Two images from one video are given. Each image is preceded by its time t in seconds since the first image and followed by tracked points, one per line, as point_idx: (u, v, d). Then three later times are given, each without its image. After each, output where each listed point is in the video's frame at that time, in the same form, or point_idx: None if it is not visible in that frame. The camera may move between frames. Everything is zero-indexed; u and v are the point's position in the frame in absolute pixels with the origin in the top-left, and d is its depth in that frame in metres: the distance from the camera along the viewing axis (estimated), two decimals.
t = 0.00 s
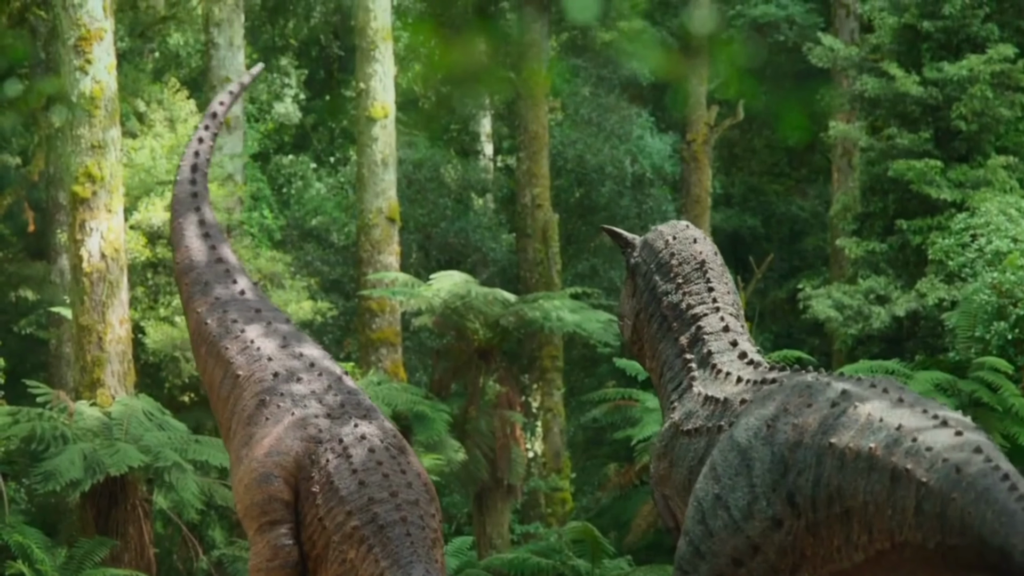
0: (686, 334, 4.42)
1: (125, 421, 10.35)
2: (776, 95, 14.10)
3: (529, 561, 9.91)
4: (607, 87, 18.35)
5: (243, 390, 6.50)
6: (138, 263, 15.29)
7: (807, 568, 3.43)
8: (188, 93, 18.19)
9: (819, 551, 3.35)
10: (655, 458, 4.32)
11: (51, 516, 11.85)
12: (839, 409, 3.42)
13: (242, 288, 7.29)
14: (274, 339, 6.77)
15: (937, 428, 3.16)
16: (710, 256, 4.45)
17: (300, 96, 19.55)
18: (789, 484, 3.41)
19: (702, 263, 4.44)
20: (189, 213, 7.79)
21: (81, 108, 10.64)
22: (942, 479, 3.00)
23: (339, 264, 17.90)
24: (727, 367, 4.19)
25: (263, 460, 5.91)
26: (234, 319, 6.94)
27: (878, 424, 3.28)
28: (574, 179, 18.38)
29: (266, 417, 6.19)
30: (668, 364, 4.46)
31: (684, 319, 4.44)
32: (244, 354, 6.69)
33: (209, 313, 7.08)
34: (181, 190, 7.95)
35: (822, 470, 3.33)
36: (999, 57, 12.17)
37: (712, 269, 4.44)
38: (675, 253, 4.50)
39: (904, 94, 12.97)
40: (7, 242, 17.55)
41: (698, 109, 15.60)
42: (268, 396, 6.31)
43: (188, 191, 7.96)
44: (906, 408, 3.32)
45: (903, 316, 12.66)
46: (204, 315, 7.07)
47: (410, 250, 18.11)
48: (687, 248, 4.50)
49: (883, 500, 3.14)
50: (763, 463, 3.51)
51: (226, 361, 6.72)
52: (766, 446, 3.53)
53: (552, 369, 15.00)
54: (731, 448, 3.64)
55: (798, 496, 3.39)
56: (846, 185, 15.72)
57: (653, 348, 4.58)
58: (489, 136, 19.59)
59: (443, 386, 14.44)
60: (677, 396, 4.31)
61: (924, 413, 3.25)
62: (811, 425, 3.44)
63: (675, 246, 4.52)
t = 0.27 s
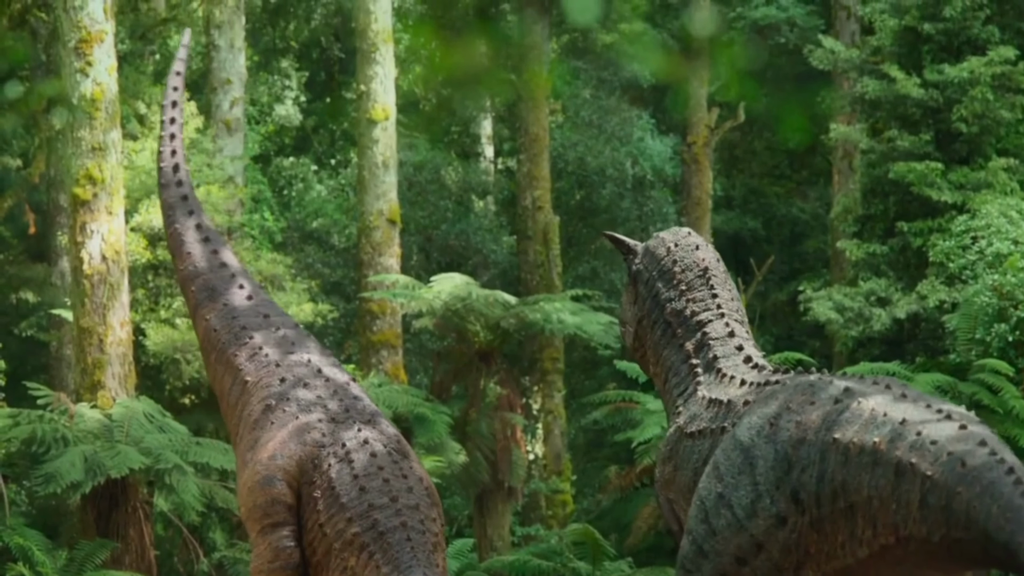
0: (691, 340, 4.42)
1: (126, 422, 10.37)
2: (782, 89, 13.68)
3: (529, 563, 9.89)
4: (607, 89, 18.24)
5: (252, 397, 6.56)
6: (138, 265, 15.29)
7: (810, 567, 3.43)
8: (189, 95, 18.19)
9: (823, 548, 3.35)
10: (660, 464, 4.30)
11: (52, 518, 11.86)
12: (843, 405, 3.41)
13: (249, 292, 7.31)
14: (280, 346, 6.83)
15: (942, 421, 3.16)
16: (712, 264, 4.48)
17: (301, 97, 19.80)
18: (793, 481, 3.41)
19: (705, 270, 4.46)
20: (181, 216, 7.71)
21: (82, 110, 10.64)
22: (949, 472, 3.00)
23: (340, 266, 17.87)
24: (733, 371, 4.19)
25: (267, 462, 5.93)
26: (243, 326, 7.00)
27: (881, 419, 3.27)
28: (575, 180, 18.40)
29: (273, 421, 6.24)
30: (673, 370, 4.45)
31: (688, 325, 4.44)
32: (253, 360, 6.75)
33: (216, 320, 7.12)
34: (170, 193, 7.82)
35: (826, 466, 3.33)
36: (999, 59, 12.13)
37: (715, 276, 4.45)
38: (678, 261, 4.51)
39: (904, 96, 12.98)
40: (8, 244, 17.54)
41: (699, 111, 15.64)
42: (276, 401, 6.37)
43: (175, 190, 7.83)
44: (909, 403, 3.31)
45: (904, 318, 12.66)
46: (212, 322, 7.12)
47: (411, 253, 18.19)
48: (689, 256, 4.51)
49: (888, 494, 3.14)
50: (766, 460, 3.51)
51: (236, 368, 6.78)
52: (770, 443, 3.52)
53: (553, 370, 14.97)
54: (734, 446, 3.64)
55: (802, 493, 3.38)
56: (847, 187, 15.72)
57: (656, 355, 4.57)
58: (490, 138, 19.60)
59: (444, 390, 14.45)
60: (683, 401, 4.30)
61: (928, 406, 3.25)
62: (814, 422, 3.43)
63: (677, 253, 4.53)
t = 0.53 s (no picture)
0: (694, 347, 4.42)
1: (126, 423, 10.38)
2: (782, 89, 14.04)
3: (530, 564, 9.88)
4: (607, 90, 18.27)
5: (257, 398, 6.58)
6: (139, 266, 15.28)
7: (811, 567, 3.42)
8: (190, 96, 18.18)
9: (825, 547, 3.34)
10: (662, 468, 4.30)
11: (52, 518, 11.85)
12: (845, 404, 3.41)
13: (256, 294, 7.30)
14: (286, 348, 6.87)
15: (945, 417, 3.16)
16: (715, 268, 4.46)
17: (302, 98, 19.78)
18: (795, 480, 3.40)
19: (707, 274, 4.44)
20: (179, 217, 7.66)
21: (83, 111, 10.64)
22: (953, 466, 3.00)
23: (340, 266, 17.84)
24: (736, 375, 4.19)
25: (266, 462, 5.93)
26: (249, 328, 7.01)
27: (884, 416, 3.27)
28: (576, 181, 18.38)
29: (275, 421, 6.25)
30: (677, 376, 4.45)
31: (691, 331, 4.44)
32: (259, 363, 6.78)
33: (222, 322, 7.13)
34: (164, 194, 7.74)
35: (827, 465, 3.33)
36: (1000, 60, 12.15)
37: (718, 280, 4.43)
38: (680, 264, 4.48)
39: (905, 97, 12.99)
40: (9, 245, 17.51)
41: (699, 112, 15.67)
42: (279, 401, 6.39)
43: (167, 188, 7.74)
44: (912, 401, 3.31)
45: (904, 319, 12.65)
46: (218, 324, 7.13)
47: (412, 253, 18.20)
48: (691, 259, 4.48)
49: (890, 489, 3.13)
50: (768, 459, 3.50)
51: (243, 371, 6.81)
52: (771, 443, 3.52)
53: (554, 371, 14.95)
54: (736, 445, 3.63)
55: (803, 492, 3.38)
56: (847, 188, 15.72)
57: (659, 360, 4.57)
58: (490, 139, 19.60)
59: (444, 390, 14.49)
60: (686, 406, 4.31)
61: (931, 405, 3.25)
62: (816, 421, 3.43)
63: (679, 257, 4.50)
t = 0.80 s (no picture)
0: (696, 350, 4.42)
1: (127, 423, 10.38)
2: (783, 89, 14.28)
3: (530, 564, 9.88)
4: (608, 90, 18.40)
5: (259, 395, 6.60)
6: (139, 266, 15.26)
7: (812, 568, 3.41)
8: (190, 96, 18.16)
9: (826, 548, 3.34)
10: (663, 470, 4.31)
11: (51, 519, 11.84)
12: (847, 405, 3.42)
13: (263, 295, 7.34)
14: (290, 345, 6.89)
15: (948, 415, 3.16)
16: (717, 269, 4.44)
17: (303, 98, 19.78)
18: (796, 481, 3.41)
19: (710, 276, 4.43)
20: (186, 221, 7.72)
21: (83, 111, 10.64)
22: (958, 460, 3.00)
23: (340, 267, 17.81)
24: (736, 378, 4.19)
25: (265, 461, 5.94)
26: (254, 328, 7.03)
27: (886, 416, 3.27)
28: (576, 181, 18.37)
29: (276, 420, 6.26)
30: (678, 379, 4.45)
31: (693, 335, 4.44)
32: (263, 360, 6.80)
33: (227, 323, 7.16)
34: (171, 202, 7.83)
35: (829, 465, 3.33)
36: (1000, 60, 12.13)
37: (720, 282, 4.43)
38: (682, 266, 4.47)
39: (905, 97, 12.99)
40: (9, 245, 17.48)
41: (698, 113, 15.68)
42: (280, 399, 6.40)
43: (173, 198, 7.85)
44: (915, 402, 3.31)
45: (904, 319, 12.65)
46: (223, 324, 7.17)
47: (412, 254, 18.19)
48: (694, 261, 4.47)
49: (893, 488, 3.13)
50: (769, 460, 3.51)
51: (246, 369, 6.83)
52: (773, 444, 3.52)
53: (554, 371, 14.92)
54: (737, 446, 3.64)
55: (805, 493, 3.38)
56: (847, 188, 15.73)
57: (660, 362, 4.57)
58: (491, 139, 19.60)
59: (445, 390, 14.59)
60: (688, 409, 4.31)
61: (934, 405, 3.25)
62: (818, 422, 3.44)
63: (682, 258, 4.48)
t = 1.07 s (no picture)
0: (695, 348, 4.42)
1: (128, 424, 10.37)
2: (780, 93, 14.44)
3: (531, 565, 9.88)
4: (608, 90, 18.41)
5: (259, 391, 6.61)
6: (139, 266, 15.25)
7: (814, 569, 3.40)
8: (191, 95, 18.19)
9: (828, 549, 3.33)
10: (663, 470, 4.30)
11: (52, 519, 11.84)
12: (850, 406, 3.42)
13: (271, 288, 7.34)
14: (294, 340, 6.90)
15: (951, 414, 3.15)
16: (717, 267, 4.45)
17: (303, 98, 19.77)
18: (798, 482, 3.41)
19: (710, 274, 4.43)
20: (201, 215, 7.74)
21: (83, 111, 10.66)
22: (961, 458, 2.98)
23: (341, 267, 17.82)
24: (735, 376, 4.19)
25: (263, 460, 5.95)
26: (260, 322, 7.04)
27: (889, 416, 3.28)
28: (577, 182, 18.36)
29: (275, 418, 6.27)
30: (678, 377, 4.45)
31: (692, 333, 4.44)
32: (266, 356, 6.82)
33: (234, 318, 7.17)
34: (186, 197, 7.84)
35: (831, 466, 3.33)
36: (1000, 60, 12.12)
37: (720, 280, 4.43)
38: (682, 263, 4.49)
39: (906, 97, 13.00)
40: (9, 245, 17.44)
41: (699, 113, 15.67)
42: (280, 397, 6.41)
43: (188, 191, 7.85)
44: (918, 403, 3.30)
45: (905, 319, 12.65)
46: (231, 319, 7.19)
47: (412, 254, 18.20)
48: (694, 258, 4.48)
49: (896, 489, 3.12)
50: (771, 462, 3.51)
51: (250, 365, 6.84)
52: (775, 445, 3.53)
53: (555, 371, 14.91)
54: (740, 447, 3.65)
55: (807, 494, 3.38)
56: (847, 188, 15.74)
57: (659, 361, 4.57)
58: (490, 139, 19.61)
59: (445, 391, 14.58)
60: (687, 408, 4.30)
61: (938, 404, 3.24)
62: (819, 423, 3.44)
63: (682, 256, 4.50)
